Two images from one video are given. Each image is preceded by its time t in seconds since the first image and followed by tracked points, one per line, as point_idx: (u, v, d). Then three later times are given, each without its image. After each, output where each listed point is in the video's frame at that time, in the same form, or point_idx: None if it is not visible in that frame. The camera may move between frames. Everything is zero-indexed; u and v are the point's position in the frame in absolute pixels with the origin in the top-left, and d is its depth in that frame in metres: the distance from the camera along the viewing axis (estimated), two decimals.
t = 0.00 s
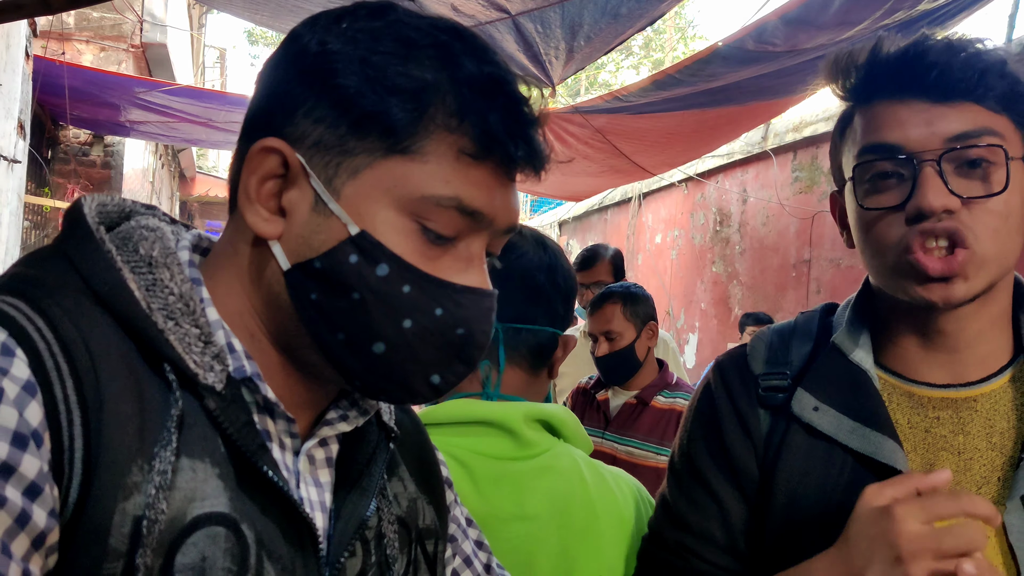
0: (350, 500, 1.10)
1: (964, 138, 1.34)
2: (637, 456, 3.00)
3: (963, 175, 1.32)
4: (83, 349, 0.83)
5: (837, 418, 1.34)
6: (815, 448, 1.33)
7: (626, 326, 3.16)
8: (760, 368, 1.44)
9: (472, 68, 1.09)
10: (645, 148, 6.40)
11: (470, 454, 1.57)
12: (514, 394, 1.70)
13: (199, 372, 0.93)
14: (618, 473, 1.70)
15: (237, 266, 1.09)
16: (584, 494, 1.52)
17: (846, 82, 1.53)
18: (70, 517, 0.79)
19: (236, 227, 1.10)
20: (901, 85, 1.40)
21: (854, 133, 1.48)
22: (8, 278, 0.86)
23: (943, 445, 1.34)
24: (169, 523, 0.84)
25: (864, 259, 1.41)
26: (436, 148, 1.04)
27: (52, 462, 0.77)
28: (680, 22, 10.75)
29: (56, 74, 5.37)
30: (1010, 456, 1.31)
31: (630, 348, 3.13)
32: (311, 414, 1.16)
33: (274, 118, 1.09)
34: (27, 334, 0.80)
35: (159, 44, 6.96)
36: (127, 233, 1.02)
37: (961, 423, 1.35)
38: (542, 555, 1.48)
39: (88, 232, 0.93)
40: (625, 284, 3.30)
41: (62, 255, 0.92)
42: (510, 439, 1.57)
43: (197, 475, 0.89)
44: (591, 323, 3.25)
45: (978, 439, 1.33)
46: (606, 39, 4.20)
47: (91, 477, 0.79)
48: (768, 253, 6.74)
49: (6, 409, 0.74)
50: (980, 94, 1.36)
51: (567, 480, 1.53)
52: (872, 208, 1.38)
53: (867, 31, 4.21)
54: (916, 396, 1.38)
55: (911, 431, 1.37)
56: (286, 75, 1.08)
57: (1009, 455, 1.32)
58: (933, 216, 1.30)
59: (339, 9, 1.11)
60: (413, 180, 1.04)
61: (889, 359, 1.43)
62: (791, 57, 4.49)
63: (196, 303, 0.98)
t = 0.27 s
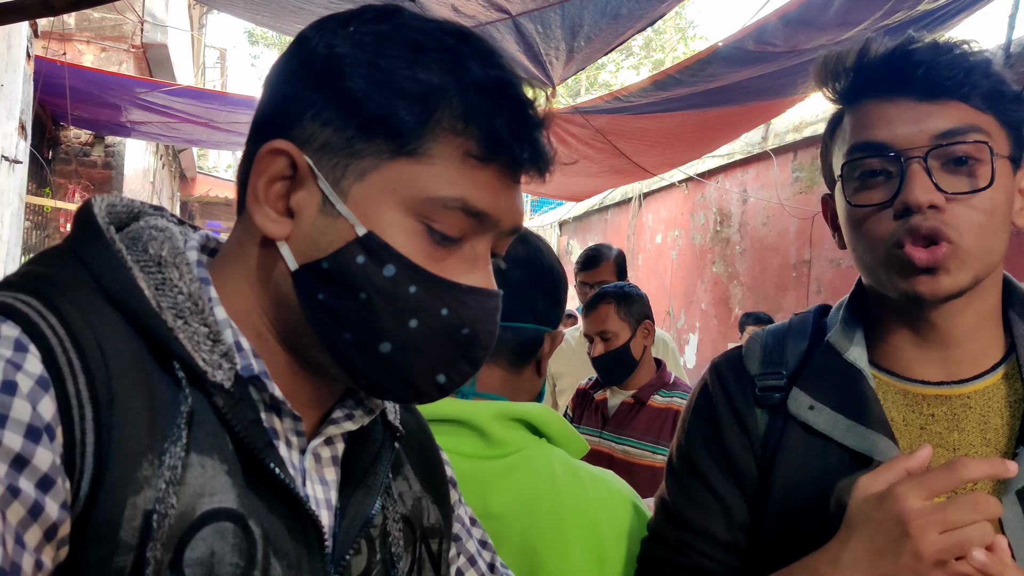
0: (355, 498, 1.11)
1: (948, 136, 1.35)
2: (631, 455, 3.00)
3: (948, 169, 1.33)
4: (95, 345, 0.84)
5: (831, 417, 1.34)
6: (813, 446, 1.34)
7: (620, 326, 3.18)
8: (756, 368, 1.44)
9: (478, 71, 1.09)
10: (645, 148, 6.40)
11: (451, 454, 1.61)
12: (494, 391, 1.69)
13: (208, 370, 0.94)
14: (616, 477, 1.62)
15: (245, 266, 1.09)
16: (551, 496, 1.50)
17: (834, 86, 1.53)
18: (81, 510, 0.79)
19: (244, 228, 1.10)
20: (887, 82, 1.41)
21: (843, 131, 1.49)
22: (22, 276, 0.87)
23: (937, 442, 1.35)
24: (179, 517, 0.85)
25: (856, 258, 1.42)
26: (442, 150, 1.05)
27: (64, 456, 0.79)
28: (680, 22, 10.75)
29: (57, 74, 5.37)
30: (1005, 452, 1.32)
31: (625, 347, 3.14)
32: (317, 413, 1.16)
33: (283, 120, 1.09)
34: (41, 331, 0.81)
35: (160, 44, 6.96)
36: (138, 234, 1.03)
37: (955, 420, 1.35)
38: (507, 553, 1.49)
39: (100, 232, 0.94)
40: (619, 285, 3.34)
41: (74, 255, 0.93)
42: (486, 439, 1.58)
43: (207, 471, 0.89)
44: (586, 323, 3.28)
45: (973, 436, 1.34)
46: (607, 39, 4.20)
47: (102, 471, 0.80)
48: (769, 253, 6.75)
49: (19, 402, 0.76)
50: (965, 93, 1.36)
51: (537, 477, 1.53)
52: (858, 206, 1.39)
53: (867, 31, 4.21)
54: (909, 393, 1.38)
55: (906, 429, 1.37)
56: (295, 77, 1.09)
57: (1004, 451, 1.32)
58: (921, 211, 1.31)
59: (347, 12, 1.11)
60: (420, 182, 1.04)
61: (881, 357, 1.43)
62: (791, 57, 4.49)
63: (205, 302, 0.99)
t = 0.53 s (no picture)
0: (357, 496, 1.11)
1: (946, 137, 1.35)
2: (631, 456, 2.99)
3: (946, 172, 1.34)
4: (99, 342, 0.85)
5: (832, 417, 1.34)
6: (811, 446, 1.34)
7: (615, 326, 3.20)
8: (756, 369, 1.44)
9: (481, 72, 1.09)
10: (645, 148, 6.40)
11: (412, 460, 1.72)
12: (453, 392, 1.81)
13: (211, 369, 0.94)
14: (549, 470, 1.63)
15: (248, 266, 1.10)
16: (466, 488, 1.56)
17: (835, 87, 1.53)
18: (84, 505, 0.79)
19: (247, 227, 1.11)
20: (887, 82, 1.41)
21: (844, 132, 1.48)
22: (26, 274, 0.88)
23: (939, 441, 1.34)
24: (182, 513, 0.85)
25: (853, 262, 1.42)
26: (445, 151, 1.05)
27: (68, 451, 0.79)
28: (680, 22, 10.75)
29: (57, 74, 5.38)
30: (1008, 451, 1.31)
31: (621, 347, 3.15)
32: (318, 412, 1.16)
33: (286, 121, 1.10)
34: (46, 327, 0.82)
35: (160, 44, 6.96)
36: (140, 233, 1.03)
37: (956, 420, 1.34)
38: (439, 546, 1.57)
39: (103, 231, 0.95)
40: (615, 285, 3.41)
41: (78, 253, 0.93)
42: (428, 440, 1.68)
43: (209, 468, 0.89)
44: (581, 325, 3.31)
45: (974, 434, 1.33)
46: (607, 39, 4.21)
47: (105, 467, 0.80)
48: (769, 253, 6.75)
49: (24, 396, 0.76)
50: (965, 94, 1.36)
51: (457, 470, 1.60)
52: (853, 206, 1.40)
53: (867, 31, 4.21)
54: (910, 393, 1.38)
55: (907, 428, 1.36)
56: (298, 78, 1.09)
57: (1005, 450, 1.31)
58: (910, 212, 1.32)
59: (350, 13, 1.12)
60: (422, 182, 1.05)
61: (882, 358, 1.43)
62: (791, 57, 4.49)
63: (207, 301, 0.99)
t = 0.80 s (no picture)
0: (355, 495, 1.12)
1: (926, 151, 1.29)
2: (627, 456, 3.01)
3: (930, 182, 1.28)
4: (99, 340, 0.85)
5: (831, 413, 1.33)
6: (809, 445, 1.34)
7: (606, 327, 3.20)
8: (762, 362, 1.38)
9: (479, 73, 1.10)
10: (644, 148, 6.40)
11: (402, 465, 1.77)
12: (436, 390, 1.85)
13: (210, 368, 0.94)
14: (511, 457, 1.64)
15: (246, 265, 1.10)
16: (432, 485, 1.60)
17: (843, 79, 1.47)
18: (82, 503, 0.80)
19: (246, 226, 1.11)
20: (872, 90, 1.35)
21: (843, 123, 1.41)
22: (27, 273, 0.88)
23: (929, 438, 1.31)
24: (180, 511, 0.85)
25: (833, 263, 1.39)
26: (444, 152, 1.05)
27: (67, 449, 0.79)
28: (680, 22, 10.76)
29: (57, 74, 5.38)
30: (997, 449, 1.29)
31: (614, 347, 3.16)
32: (317, 411, 1.16)
33: (285, 121, 1.10)
34: (46, 325, 0.82)
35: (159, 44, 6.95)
36: (140, 232, 1.04)
37: (946, 418, 1.32)
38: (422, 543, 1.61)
39: (104, 231, 0.95)
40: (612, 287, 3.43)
41: (79, 253, 0.94)
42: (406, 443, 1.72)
43: (207, 466, 0.90)
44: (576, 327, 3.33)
45: (963, 432, 1.30)
46: (606, 39, 4.21)
47: (104, 464, 0.81)
48: (768, 253, 6.75)
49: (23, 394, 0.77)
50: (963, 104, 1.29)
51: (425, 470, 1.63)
52: (833, 211, 1.37)
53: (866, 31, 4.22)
54: (900, 391, 1.36)
55: (898, 425, 1.34)
56: (297, 79, 1.10)
57: (995, 448, 1.29)
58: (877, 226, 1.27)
59: (350, 14, 1.12)
60: (421, 183, 1.05)
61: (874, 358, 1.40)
62: (790, 57, 4.49)
63: (206, 301, 1.00)
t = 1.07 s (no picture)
0: (348, 494, 1.12)
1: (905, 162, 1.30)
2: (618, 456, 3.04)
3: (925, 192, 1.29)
4: (91, 341, 0.86)
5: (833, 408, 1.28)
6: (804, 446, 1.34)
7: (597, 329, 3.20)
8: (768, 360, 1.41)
9: (472, 75, 1.10)
10: (641, 148, 6.41)
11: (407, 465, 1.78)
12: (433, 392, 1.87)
13: (202, 369, 0.94)
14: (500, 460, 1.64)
15: (240, 266, 1.10)
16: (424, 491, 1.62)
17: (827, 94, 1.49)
18: (74, 505, 0.80)
19: (241, 228, 1.11)
20: (856, 102, 1.37)
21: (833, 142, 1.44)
22: (20, 275, 0.89)
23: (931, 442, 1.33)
24: (172, 512, 0.86)
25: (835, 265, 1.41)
26: (436, 153, 1.06)
27: (59, 450, 0.80)
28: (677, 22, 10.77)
29: (54, 74, 5.37)
30: (998, 455, 1.29)
31: (605, 349, 3.16)
32: (311, 412, 1.17)
33: (280, 123, 1.10)
34: (38, 326, 0.82)
35: (156, 44, 6.95)
36: (133, 234, 1.04)
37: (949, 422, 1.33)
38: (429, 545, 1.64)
39: (97, 233, 0.95)
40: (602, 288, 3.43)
41: (73, 255, 0.94)
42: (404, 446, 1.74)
43: (199, 467, 0.90)
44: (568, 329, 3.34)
45: (967, 438, 1.31)
46: (603, 40, 4.22)
47: (96, 465, 0.81)
48: (765, 253, 6.76)
49: (15, 396, 0.77)
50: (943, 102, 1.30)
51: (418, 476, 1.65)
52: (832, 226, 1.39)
53: (862, 31, 4.23)
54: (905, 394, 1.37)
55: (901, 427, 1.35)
56: (291, 81, 1.10)
57: (995, 453, 1.30)
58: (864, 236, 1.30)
59: (344, 17, 1.13)
60: (413, 184, 1.05)
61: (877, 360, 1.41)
62: (787, 57, 4.50)
63: (199, 302, 1.00)
